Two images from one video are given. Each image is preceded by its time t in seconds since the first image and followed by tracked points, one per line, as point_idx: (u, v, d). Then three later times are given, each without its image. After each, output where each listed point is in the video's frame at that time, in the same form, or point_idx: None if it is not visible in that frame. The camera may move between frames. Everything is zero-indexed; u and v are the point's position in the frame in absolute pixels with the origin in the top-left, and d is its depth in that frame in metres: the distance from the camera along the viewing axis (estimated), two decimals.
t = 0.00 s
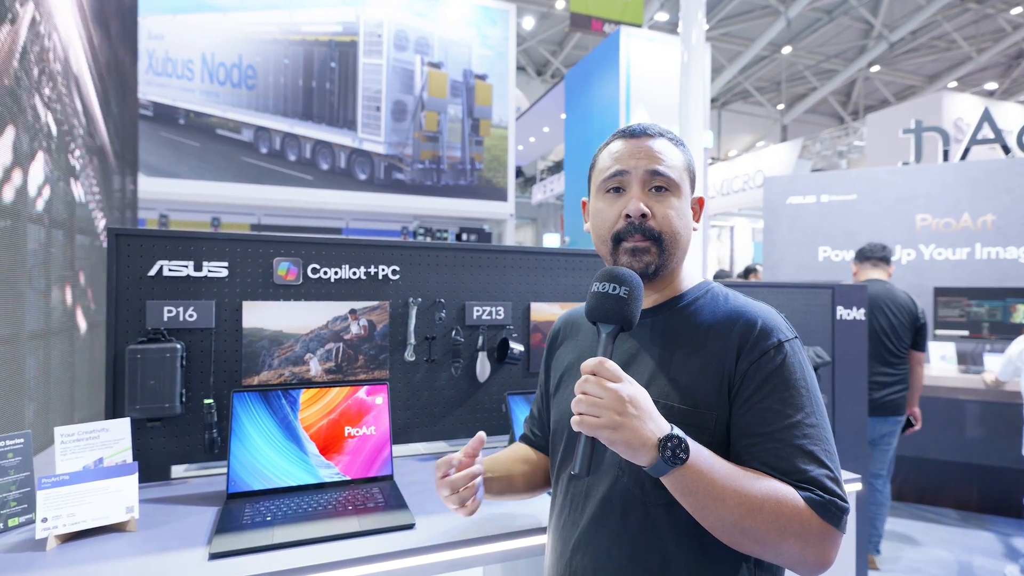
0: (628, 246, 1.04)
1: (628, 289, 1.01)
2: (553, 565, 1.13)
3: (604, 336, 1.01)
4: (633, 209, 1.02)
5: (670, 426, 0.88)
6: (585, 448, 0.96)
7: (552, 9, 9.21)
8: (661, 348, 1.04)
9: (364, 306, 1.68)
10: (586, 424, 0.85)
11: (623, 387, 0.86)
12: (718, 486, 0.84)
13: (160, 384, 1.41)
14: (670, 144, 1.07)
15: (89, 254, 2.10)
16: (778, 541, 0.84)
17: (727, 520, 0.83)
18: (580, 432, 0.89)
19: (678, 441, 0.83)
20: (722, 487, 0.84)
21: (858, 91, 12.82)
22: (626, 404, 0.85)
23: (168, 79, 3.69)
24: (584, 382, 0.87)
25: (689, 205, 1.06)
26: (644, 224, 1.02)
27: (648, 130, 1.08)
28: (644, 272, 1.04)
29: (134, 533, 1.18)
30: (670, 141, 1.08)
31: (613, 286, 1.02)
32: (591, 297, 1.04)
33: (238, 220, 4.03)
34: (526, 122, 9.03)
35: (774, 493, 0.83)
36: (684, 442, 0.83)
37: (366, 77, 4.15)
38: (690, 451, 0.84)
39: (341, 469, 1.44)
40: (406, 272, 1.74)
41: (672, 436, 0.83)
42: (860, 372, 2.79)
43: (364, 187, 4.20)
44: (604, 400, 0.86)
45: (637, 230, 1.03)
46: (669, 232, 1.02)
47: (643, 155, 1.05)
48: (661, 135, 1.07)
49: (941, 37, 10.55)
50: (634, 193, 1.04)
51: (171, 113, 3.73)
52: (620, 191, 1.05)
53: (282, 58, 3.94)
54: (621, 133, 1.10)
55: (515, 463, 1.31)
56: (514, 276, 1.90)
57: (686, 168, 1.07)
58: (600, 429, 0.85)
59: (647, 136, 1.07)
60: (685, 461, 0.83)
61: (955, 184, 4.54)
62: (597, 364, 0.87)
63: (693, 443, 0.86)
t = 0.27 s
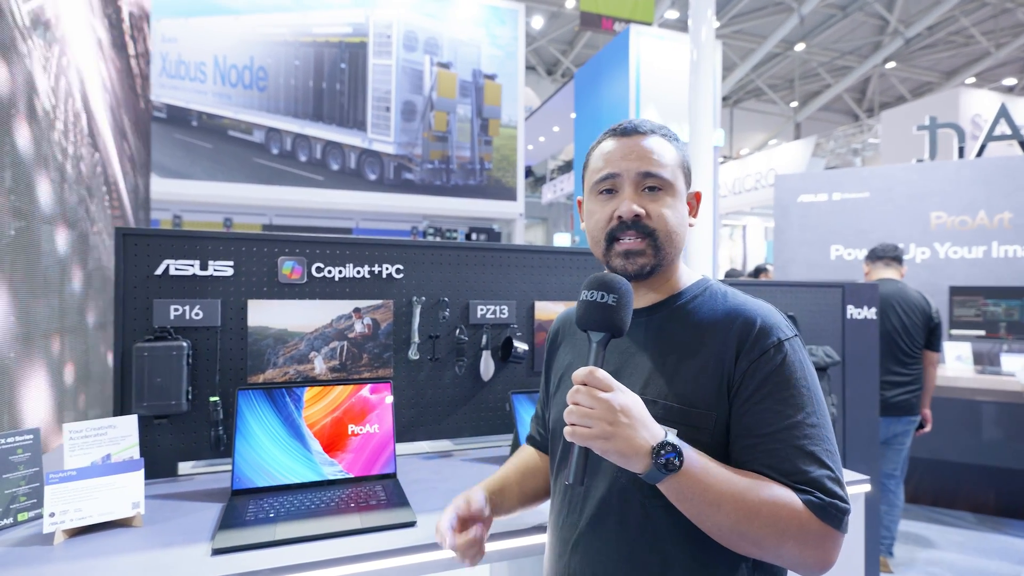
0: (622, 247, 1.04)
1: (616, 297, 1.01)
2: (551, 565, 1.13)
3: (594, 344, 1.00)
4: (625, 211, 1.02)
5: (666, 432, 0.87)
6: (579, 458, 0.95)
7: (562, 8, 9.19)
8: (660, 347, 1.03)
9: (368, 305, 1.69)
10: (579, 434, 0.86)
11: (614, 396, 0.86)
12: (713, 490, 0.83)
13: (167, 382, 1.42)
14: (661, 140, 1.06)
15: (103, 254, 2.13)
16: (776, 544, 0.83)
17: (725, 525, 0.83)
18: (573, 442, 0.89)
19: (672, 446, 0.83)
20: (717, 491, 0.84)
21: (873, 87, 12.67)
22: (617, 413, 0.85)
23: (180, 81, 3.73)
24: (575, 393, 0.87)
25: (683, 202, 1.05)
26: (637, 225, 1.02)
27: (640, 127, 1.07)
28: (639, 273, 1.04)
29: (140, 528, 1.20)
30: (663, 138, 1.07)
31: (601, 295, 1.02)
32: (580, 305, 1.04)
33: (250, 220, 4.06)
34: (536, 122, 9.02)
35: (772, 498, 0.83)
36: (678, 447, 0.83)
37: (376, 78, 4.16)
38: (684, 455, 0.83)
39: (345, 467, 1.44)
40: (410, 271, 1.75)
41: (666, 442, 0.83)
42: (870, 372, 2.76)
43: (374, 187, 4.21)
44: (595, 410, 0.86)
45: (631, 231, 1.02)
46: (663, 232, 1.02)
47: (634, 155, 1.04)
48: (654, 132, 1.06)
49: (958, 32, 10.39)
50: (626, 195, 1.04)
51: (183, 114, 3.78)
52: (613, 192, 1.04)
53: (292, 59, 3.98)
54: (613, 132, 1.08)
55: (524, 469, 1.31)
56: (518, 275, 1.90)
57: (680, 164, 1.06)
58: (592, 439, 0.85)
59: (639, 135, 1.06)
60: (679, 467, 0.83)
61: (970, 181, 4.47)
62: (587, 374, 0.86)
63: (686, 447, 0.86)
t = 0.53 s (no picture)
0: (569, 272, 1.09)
1: (563, 303, 1.11)
2: (548, 564, 1.13)
3: (550, 345, 1.11)
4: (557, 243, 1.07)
5: (613, 430, 0.89)
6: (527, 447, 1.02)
7: (568, 7, 9.17)
8: (656, 345, 1.02)
9: (369, 305, 1.68)
10: (522, 427, 0.94)
11: (552, 393, 0.92)
12: (645, 492, 0.85)
13: (168, 383, 1.43)
14: (591, 159, 1.02)
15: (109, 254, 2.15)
16: (710, 553, 0.83)
17: (655, 526, 0.85)
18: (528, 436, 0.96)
19: (603, 445, 0.85)
20: (650, 493, 0.85)
21: (880, 86, 12.59)
22: (552, 409, 0.91)
23: (186, 82, 3.75)
24: (520, 389, 0.96)
25: (618, 218, 1.00)
26: (570, 254, 1.06)
27: (575, 148, 1.06)
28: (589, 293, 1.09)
29: (139, 529, 1.20)
30: (593, 155, 1.02)
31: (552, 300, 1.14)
32: (539, 311, 1.15)
33: (255, 221, 4.07)
34: (541, 122, 9.02)
35: (704, 505, 0.83)
36: (609, 444, 0.85)
37: (381, 78, 4.17)
38: (618, 453, 0.85)
39: (345, 468, 1.44)
40: (411, 272, 1.75)
41: (597, 439, 0.86)
42: (875, 373, 2.74)
43: (379, 188, 4.22)
44: (535, 405, 0.93)
45: (568, 259, 1.07)
46: (594, 256, 1.03)
47: (559, 186, 1.05)
48: (581, 153, 1.03)
49: (968, 29, 10.30)
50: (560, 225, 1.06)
51: (189, 115, 3.79)
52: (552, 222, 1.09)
53: (298, 60, 3.98)
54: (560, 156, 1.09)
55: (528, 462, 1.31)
56: (520, 275, 1.89)
57: (607, 180, 1.00)
58: (532, 431, 0.93)
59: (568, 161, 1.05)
60: (611, 464, 0.85)
61: (979, 180, 4.43)
62: (529, 372, 0.93)
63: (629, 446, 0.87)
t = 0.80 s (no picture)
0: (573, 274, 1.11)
1: (551, 300, 1.14)
2: (555, 562, 1.13)
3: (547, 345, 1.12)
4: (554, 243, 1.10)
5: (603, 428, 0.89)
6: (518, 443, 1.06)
7: (575, 6, 9.15)
8: (659, 344, 1.00)
9: (376, 306, 1.68)
10: (513, 422, 0.96)
11: (541, 389, 0.93)
12: (628, 490, 0.83)
13: (176, 383, 1.43)
14: (580, 163, 1.05)
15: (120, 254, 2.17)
16: (687, 554, 0.81)
17: (635, 524, 0.83)
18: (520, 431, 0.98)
19: (586, 441, 0.85)
20: (633, 492, 0.83)
21: (890, 82, 12.46)
22: (540, 404, 0.92)
23: (195, 84, 3.77)
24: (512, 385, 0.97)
25: (605, 218, 1.01)
26: (568, 254, 1.08)
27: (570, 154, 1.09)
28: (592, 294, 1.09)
29: (148, 529, 1.20)
30: (581, 160, 1.05)
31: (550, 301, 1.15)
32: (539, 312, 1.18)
33: (263, 221, 4.06)
34: (549, 121, 9.01)
35: (682, 505, 0.81)
36: (594, 441, 0.85)
37: (387, 79, 4.19)
38: (601, 449, 0.84)
39: (352, 468, 1.44)
40: (418, 272, 1.74)
41: (581, 435, 0.86)
42: (887, 373, 2.71)
43: (387, 188, 4.23)
44: (525, 400, 0.94)
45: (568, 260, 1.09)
46: (586, 255, 1.04)
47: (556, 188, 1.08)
48: (572, 158, 1.07)
49: (981, 24, 10.16)
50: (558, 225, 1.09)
51: (199, 117, 3.81)
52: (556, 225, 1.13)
53: (306, 61, 4.00)
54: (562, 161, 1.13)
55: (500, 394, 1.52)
56: (527, 275, 1.88)
57: (596, 181, 1.02)
58: (522, 425, 0.94)
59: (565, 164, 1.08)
60: (594, 460, 0.84)
61: (992, 177, 4.37)
62: (523, 369, 0.94)
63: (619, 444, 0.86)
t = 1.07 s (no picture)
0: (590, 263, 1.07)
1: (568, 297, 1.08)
2: (559, 561, 1.10)
3: (559, 341, 1.06)
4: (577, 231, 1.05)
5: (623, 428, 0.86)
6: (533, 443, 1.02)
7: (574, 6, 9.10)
8: (672, 343, 0.98)
9: (378, 305, 1.66)
10: (528, 420, 0.93)
11: (560, 387, 0.90)
12: (652, 490, 0.80)
13: (176, 384, 1.41)
14: (618, 147, 1.00)
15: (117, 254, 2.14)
16: (713, 555, 0.79)
17: (659, 525, 0.80)
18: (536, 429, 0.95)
19: (609, 441, 0.82)
20: (658, 492, 0.80)
21: (889, 82, 12.44)
22: (558, 403, 0.89)
23: (193, 82, 3.57)
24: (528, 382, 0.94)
25: (640, 209, 0.98)
26: (590, 242, 1.03)
27: (603, 136, 1.03)
28: (608, 285, 1.05)
29: (147, 532, 1.18)
30: (621, 144, 1.00)
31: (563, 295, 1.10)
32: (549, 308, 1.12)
33: (263, 221, 3.86)
34: (548, 121, 8.96)
35: (707, 505, 0.79)
36: (616, 441, 0.82)
37: (388, 78, 3.99)
38: (623, 450, 0.82)
39: (355, 468, 1.42)
40: (420, 271, 1.72)
41: (603, 435, 0.83)
42: (887, 371, 2.68)
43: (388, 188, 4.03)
44: (542, 398, 0.91)
45: (588, 248, 1.05)
46: (614, 245, 1.00)
47: (586, 172, 1.03)
48: (609, 140, 1.01)
49: (976, 25, 10.15)
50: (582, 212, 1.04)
51: (196, 115, 3.63)
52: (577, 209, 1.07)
53: (305, 59, 3.81)
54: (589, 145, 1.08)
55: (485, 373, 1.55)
56: (529, 274, 1.86)
57: (634, 169, 0.97)
58: (538, 424, 0.92)
59: (597, 148, 1.03)
60: (616, 461, 0.82)
61: (990, 175, 4.34)
62: (539, 366, 0.91)
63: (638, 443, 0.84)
